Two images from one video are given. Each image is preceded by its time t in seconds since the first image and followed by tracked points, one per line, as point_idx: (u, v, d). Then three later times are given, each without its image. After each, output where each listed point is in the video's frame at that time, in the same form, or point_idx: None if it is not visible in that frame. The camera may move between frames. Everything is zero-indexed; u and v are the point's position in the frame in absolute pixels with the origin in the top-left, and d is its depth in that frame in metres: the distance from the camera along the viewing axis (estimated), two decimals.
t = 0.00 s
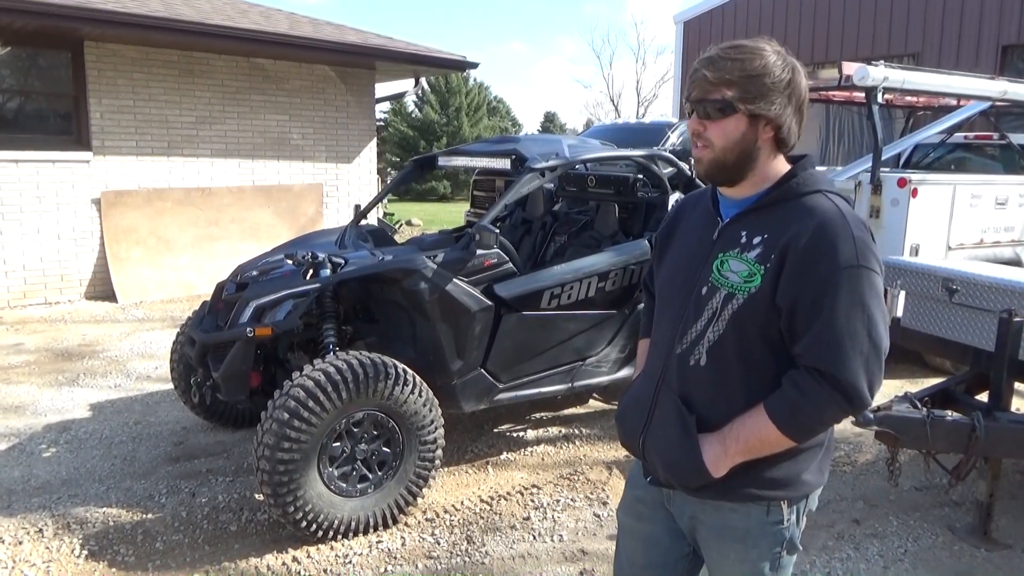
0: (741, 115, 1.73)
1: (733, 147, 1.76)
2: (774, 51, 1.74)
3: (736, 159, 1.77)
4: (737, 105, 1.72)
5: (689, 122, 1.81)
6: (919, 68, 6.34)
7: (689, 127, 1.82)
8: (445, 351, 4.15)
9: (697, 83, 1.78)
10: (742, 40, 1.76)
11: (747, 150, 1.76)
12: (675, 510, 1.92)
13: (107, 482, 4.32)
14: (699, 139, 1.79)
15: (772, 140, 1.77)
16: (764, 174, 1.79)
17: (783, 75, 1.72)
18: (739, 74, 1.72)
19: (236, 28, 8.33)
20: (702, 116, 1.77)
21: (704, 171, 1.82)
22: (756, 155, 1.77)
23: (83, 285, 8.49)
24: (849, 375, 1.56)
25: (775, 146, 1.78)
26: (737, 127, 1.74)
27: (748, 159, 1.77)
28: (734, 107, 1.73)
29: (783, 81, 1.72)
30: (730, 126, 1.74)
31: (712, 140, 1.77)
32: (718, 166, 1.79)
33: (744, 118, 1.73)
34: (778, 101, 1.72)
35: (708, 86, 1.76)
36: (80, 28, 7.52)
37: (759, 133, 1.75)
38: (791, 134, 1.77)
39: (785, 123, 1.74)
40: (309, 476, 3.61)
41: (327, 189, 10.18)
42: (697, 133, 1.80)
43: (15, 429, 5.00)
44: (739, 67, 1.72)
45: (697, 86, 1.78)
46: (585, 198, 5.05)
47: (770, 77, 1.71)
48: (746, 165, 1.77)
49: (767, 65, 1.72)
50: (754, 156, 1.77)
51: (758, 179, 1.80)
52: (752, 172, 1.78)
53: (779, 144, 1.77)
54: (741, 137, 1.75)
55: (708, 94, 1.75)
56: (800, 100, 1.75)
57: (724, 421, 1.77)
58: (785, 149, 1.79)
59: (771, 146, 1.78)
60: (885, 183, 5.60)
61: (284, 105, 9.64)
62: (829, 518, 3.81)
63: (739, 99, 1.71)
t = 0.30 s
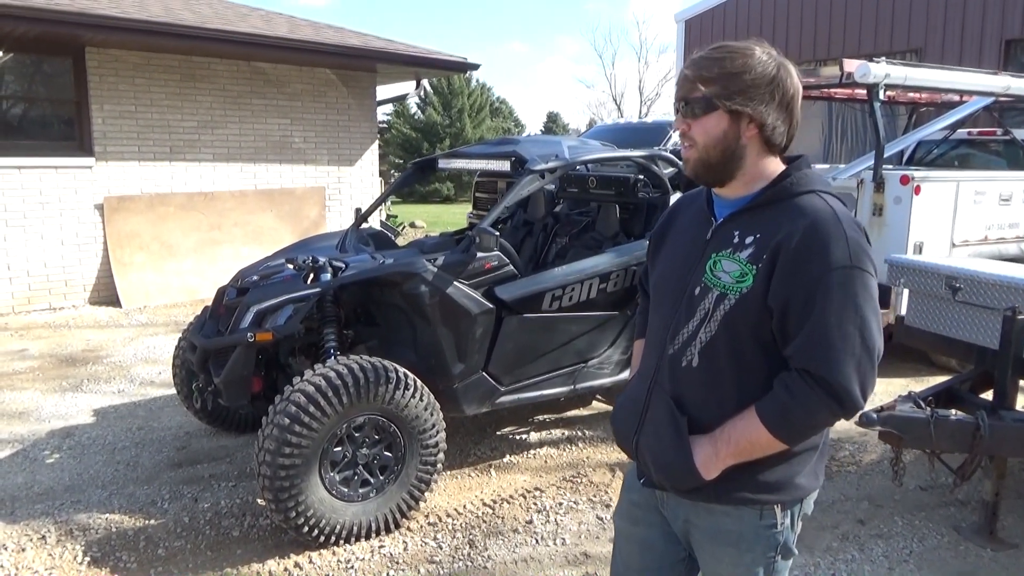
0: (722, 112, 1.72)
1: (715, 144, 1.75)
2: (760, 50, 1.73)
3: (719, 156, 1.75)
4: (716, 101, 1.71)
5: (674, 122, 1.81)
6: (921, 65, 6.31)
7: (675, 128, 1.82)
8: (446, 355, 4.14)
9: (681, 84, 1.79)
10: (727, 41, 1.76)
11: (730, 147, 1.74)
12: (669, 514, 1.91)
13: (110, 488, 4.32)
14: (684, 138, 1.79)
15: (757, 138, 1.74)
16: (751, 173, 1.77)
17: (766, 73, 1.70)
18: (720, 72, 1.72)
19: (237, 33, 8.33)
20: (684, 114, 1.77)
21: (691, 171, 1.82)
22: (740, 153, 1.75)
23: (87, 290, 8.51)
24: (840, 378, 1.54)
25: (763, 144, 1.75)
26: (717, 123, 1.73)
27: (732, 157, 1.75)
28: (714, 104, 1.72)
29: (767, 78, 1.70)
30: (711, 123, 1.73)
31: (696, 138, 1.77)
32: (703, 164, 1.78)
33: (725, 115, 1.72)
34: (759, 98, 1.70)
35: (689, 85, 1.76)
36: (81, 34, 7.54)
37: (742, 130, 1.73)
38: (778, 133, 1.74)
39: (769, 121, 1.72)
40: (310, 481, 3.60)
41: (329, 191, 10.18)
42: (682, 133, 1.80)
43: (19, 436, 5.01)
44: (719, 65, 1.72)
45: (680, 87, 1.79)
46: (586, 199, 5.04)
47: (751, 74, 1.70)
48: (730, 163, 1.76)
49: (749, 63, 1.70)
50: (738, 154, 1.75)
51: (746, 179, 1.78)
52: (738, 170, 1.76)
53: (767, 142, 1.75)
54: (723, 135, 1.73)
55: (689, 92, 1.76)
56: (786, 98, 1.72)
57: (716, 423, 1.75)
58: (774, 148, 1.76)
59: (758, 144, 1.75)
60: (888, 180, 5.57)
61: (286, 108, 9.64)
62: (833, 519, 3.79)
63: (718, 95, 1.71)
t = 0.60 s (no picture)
0: (723, 112, 1.70)
1: (717, 145, 1.73)
2: (760, 51, 1.72)
3: (722, 156, 1.73)
4: (716, 101, 1.70)
5: (677, 126, 1.80)
6: (937, 65, 6.23)
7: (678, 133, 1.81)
8: (458, 360, 4.13)
9: (682, 89, 1.78)
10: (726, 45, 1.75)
11: (732, 147, 1.72)
12: (673, 523, 1.89)
13: (125, 493, 4.35)
14: (686, 142, 1.78)
15: (760, 137, 1.72)
16: (756, 173, 1.74)
17: (766, 72, 1.69)
18: (719, 73, 1.71)
19: (250, 39, 8.38)
20: (686, 117, 1.76)
21: (696, 174, 1.80)
22: (743, 152, 1.73)
23: (104, 295, 8.59)
24: (843, 386, 1.52)
25: (767, 144, 1.73)
26: (718, 124, 1.71)
27: (735, 157, 1.73)
28: (714, 105, 1.71)
29: (767, 77, 1.69)
30: (713, 124, 1.72)
31: (699, 140, 1.75)
32: (708, 166, 1.76)
33: (726, 115, 1.70)
34: (760, 96, 1.68)
35: (690, 88, 1.75)
36: (97, 42, 7.61)
37: (745, 129, 1.71)
38: (782, 132, 1.71)
39: (772, 119, 1.70)
40: (322, 487, 3.60)
41: (343, 197, 10.22)
42: (685, 136, 1.79)
43: (36, 441, 5.05)
44: (719, 68, 1.72)
45: (682, 91, 1.78)
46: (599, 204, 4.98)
47: (750, 74, 1.68)
48: (734, 163, 1.74)
49: (748, 64, 1.69)
50: (741, 154, 1.73)
51: (752, 180, 1.75)
52: (742, 170, 1.74)
53: (771, 142, 1.72)
54: (724, 135, 1.72)
55: (690, 95, 1.75)
56: (788, 96, 1.70)
57: (718, 430, 1.74)
58: (778, 148, 1.74)
59: (761, 144, 1.73)
60: (904, 182, 5.51)
61: (300, 114, 9.69)
62: (851, 527, 3.74)
63: (718, 96, 1.69)
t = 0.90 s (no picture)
0: (761, 116, 1.68)
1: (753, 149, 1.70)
2: (791, 53, 1.70)
3: (757, 160, 1.71)
4: (755, 105, 1.67)
5: (705, 126, 1.75)
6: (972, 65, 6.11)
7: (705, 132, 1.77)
8: (482, 364, 4.12)
9: (713, 87, 1.72)
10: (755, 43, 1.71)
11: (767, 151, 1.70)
12: (692, 529, 1.88)
13: (153, 492, 4.40)
14: (715, 143, 1.74)
15: (791, 141, 1.71)
16: (784, 177, 1.74)
17: (800, 77, 1.68)
18: (759, 74, 1.67)
19: (280, 46, 8.45)
20: (718, 118, 1.71)
21: (721, 176, 1.76)
22: (776, 156, 1.71)
23: (137, 298, 8.71)
24: (860, 387, 1.51)
25: (795, 148, 1.73)
26: (755, 127, 1.68)
27: (768, 161, 1.72)
28: (753, 108, 1.67)
29: (801, 81, 1.68)
30: (749, 128, 1.69)
31: (731, 143, 1.71)
32: (739, 170, 1.73)
33: (764, 118, 1.68)
34: (797, 101, 1.67)
35: (724, 87, 1.70)
36: (131, 48, 7.74)
37: (779, 134, 1.70)
38: (811, 135, 1.72)
39: (805, 123, 1.69)
40: (345, 489, 3.61)
41: (371, 201, 10.28)
42: (714, 137, 1.74)
43: (68, 440, 5.14)
44: (757, 68, 1.67)
45: (712, 89, 1.72)
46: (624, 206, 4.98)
47: (788, 76, 1.66)
48: (766, 167, 1.72)
49: (784, 65, 1.67)
50: (774, 157, 1.72)
51: (778, 184, 1.75)
52: (771, 174, 1.73)
53: (799, 146, 1.72)
54: (760, 139, 1.69)
55: (725, 95, 1.70)
56: (818, 101, 1.70)
57: (734, 433, 1.73)
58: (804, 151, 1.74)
59: (790, 148, 1.73)
60: (938, 185, 5.41)
61: (329, 119, 9.77)
62: (881, 535, 3.66)
63: (758, 99, 1.66)
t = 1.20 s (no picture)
0: (806, 139, 1.71)
1: (793, 169, 1.73)
2: (823, 73, 1.75)
3: (794, 181, 1.74)
4: (805, 129, 1.70)
5: (748, 140, 1.73)
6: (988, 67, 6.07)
7: (743, 143, 1.75)
8: (495, 367, 4.13)
9: (764, 100, 1.70)
10: (801, 58, 1.71)
11: (805, 174, 1.74)
12: (701, 534, 1.88)
13: (168, 495, 4.43)
14: (756, 158, 1.74)
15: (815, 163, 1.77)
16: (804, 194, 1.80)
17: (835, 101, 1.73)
18: (812, 98, 1.69)
19: (295, 51, 8.47)
20: (768, 134, 1.71)
21: (752, 191, 1.77)
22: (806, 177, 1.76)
23: (153, 301, 8.77)
24: (868, 388, 1.51)
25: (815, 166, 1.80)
26: (799, 150, 1.72)
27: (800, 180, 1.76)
28: (801, 131, 1.70)
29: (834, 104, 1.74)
30: (795, 150, 1.71)
31: (773, 161, 1.73)
32: (775, 187, 1.75)
33: (807, 141, 1.72)
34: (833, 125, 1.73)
35: (775, 104, 1.69)
36: (148, 54, 7.81)
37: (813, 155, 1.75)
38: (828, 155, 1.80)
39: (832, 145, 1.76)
40: (358, 492, 3.62)
41: (384, 205, 10.32)
42: (754, 153, 1.74)
43: (85, 442, 5.18)
44: (806, 88, 1.69)
45: (763, 103, 1.70)
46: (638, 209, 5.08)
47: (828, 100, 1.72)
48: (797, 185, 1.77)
49: (824, 88, 1.72)
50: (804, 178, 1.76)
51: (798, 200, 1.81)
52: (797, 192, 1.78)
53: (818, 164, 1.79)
54: (801, 160, 1.73)
55: (776, 113, 1.69)
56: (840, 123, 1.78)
57: (742, 437, 1.73)
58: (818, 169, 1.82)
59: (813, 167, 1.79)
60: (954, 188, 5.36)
61: (342, 123, 9.82)
62: (897, 541, 3.63)
63: (809, 122, 1.69)
